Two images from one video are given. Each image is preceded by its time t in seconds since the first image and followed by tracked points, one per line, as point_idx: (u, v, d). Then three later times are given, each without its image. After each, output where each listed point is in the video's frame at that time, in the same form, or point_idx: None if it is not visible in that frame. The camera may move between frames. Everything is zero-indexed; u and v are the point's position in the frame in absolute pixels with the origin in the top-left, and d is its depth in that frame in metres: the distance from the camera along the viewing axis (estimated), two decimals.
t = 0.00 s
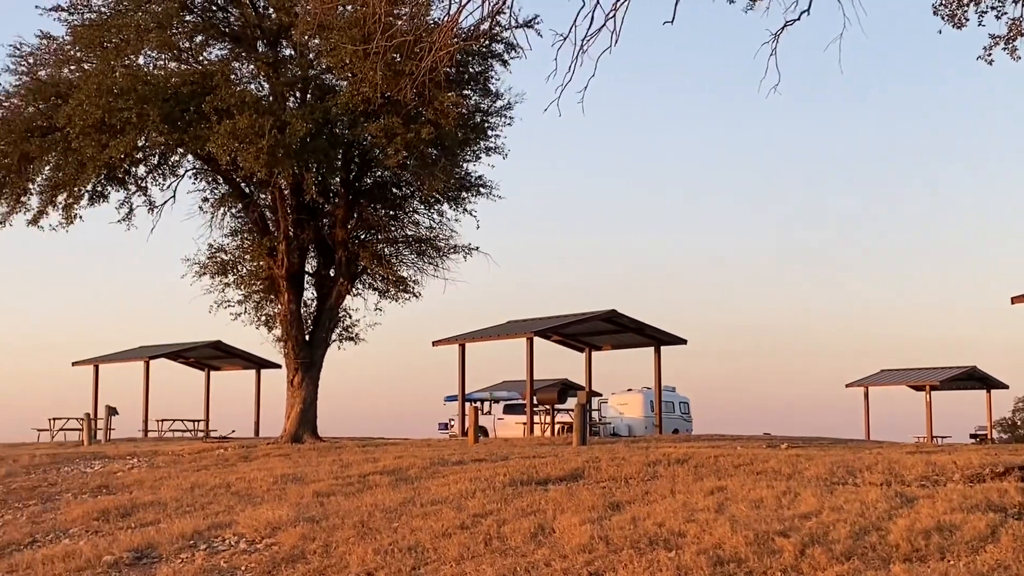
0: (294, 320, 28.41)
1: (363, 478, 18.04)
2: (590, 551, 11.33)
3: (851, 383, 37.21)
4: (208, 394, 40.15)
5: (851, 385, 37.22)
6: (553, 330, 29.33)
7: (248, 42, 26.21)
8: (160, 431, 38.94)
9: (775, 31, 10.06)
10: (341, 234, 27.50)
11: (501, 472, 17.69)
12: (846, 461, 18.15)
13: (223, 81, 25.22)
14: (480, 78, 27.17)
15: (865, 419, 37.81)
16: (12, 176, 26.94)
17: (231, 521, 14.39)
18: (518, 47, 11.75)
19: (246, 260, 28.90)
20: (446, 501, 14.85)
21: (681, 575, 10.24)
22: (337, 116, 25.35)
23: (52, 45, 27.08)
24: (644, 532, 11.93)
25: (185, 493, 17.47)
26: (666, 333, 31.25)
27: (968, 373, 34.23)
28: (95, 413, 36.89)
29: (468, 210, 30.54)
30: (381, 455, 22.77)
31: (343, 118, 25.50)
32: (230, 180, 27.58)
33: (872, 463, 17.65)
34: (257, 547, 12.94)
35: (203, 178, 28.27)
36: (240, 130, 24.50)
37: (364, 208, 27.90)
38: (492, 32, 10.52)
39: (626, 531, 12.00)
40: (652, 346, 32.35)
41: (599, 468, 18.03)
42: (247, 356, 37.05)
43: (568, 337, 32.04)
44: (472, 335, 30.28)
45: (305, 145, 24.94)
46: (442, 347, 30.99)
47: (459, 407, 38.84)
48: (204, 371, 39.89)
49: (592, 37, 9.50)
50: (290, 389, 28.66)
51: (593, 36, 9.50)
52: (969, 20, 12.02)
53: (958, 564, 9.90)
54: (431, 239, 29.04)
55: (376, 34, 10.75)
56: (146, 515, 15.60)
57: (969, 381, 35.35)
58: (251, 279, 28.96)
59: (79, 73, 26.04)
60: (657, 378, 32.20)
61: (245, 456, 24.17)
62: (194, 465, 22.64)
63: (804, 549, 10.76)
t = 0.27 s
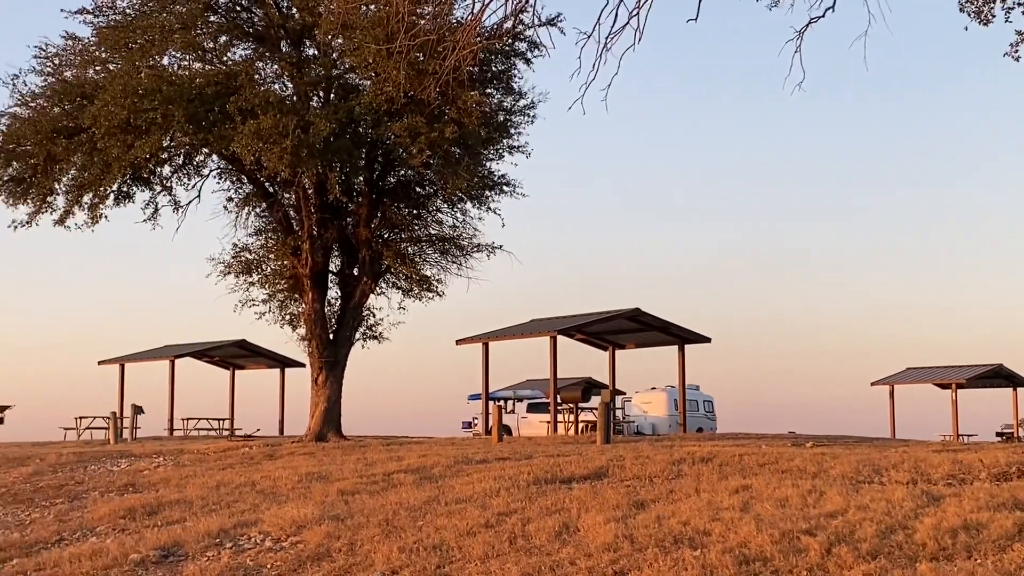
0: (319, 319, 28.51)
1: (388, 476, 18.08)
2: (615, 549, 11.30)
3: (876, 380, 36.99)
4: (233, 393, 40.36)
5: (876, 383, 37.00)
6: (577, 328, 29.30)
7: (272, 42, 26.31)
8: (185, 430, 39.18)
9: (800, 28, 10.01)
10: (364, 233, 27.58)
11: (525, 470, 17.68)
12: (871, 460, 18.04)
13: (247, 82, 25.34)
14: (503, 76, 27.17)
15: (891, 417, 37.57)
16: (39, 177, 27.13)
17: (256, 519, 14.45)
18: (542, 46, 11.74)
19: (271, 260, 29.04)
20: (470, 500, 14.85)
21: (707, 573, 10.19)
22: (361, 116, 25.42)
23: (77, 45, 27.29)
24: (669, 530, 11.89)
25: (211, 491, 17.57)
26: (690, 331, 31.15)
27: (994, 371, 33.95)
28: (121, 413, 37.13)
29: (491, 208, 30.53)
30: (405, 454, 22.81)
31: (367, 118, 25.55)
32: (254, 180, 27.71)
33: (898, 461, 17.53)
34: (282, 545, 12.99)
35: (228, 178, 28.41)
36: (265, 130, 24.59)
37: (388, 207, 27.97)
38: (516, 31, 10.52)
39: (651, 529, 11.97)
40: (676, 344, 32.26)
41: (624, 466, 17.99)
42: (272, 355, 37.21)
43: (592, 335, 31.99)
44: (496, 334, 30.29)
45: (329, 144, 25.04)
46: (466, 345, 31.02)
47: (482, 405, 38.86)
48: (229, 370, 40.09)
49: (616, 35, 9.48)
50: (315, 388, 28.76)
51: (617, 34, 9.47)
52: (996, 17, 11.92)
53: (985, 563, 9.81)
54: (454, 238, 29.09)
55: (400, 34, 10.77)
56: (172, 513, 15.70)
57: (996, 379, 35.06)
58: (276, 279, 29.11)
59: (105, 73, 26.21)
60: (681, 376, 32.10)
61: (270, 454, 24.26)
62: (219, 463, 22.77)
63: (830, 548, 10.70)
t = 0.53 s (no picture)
0: (340, 317, 28.56)
1: (409, 474, 18.10)
2: (637, 547, 11.27)
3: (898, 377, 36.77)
4: (255, 391, 40.52)
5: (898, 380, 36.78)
6: (598, 325, 29.23)
7: (293, 40, 26.36)
8: (208, 428, 39.36)
9: (823, 22, 9.95)
10: (385, 231, 27.61)
11: (547, 468, 17.67)
12: (894, 457, 17.92)
13: (268, 80, 25.44)
14: (524, 74, 27.13)
15: (913, 414, 37.34)
16: (62, 175, 27.27)
17: (279, 516, 14.49)
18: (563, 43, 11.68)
19: (292, 258, 29.14)
20: (492, 497, 14.85)
21: (729, 571, 10.14)
22: (382, 114, 25.44)
23: (100, 44, 27.45)
24: (691, 528, 11.85)
25: (233, 489, 17.64)
26: (712, 328, 31.02)
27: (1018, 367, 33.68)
28: (144, 411, 37.32)
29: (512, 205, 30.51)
30: (427, 451, 22.84)
31: (388, 116, 25.57)
32: (275, 178, 27.79)
33: (921, 458, 17.41)
34: (305, 543, 13.03)
35: (249, 176, 28.50)
36: (286, 128, 24.64)
37: (409, 205, 28.00)
38: (536, 29, 10.49)
39: (673, 526, 11.92)
40: (698, 341, 32.13)
41: (646, 463, 17.94)
42: (294, 353, 37.33)
43: (614, 333, 31.92)
44: (517, 331, 30.27)
45: (350, 142, 25.13)
46: (487, 343, 31.01)
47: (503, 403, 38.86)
48: (251, 368, 40.25)
49: (636, 31, 9.43)
50: (336, 385, 28.83)
51: (637, 30, 9.43)
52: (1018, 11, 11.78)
53: (1010, 560, 9.71)
54: (475, 235, 29.09)
55: (420, 31, 10.75)
56: (195, 510, 15.77)
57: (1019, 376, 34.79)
58: (297, 277, 29.23)
59: (127, 72, 26.36)
60: (703, 373, 32.00)
61: (292, 452, 24.35)
62: (241, 461, 22.87)
63: (853, 546, 10.63)
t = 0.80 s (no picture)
0: (361, 315, 28.61)
1: (430, 470, 18.13)
2: (659, 544, 11.23)
3: (921, 374, 36.54)
4: (277, 389, 40.68)
5: (921, 376, 36.55)
6: (618, 322, 29.18)
7: (313, 38, 26.41)
8: (229, 424, 39.54)
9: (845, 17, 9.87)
10: (406, 228, 27.64)
11: (568, 465, 17.65)
12: (916, 453, 17.81)
13: (288, 78, 25.52)
14: (544, 71, 27.10)
15: (936, 411, 37.11)
16: (84, 174, 27.42)
17: (300, 513, 14.54)
18: (584, 39, 11.62)
19: (313, 255, 29.24)
20: (513, 494, 14.85)
21: (751, 567, 10.10)
22: (402, 111, 25.47)
23: (121, 43, 27.61)
24: (713, 525, 11.80)
25: (255, 486, 17.72)
26: (733, 325, 30.91)
27: None
28: (166, 408, 37.53)
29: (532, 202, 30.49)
30: (447, 448, 22.86)
31: (408, 113, 25.59)
32: (296, 176, 27.88)
33: (944, 455, 17.29)
34: (326, 539, 13.07)
35: (270, 173, 28.60)
36: (306, 125, 24.69)
37: (429, 202, 28.03)
38: (556, 25, 10.45)
39: (694, 523, 11.89)
40: (719, 338, 32.03)
41: (667, 460, 17.89)
42: (314, 350, 37.44)
43: (634, 330, 31.87)
44: (538, 328, 30.25)
45: (370, 139, 25.21)
46: (508, 340, 31.01)
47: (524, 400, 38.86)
48: (273, 365, 40.41)
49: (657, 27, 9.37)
50: (357, 383, 28.88)
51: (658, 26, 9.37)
52: None
53: None
54: (495, 232, 29.09)
55: (440, 28, 10.74)
56: (217, 507, 15.85)
57: None
58: (318, 274, 29.31)
59: (147, 70, 26.52)
60: (724, 370, 31.90)
61: (313, 449, 24.42)
62: (263, 458, 22.96)
63: (875, 542, 10.56)
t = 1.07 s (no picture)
0: (380, 311, 28.67)
1: (450, 466, 18.16)
2: (679, 539, 11.21)
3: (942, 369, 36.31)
4: (297, 384, 40.82)
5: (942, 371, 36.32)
6: (638, 317, 29.13)
7: (332, 34, 26.44)
8: (250, 420, 39.71)
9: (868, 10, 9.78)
10: (425, 224, 27.67)
11: (588, 460, 17.64)
12: (938, 449, 17.69)
13: (308, 74, 25.58)
14: (563, 66, 27.07)
15: (958, 406, 36.87)
16: (104, 171, 27.56)
17: (321, 508, 14.60)
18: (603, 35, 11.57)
19: (333, 251, 29.32)
20: (533, 489, 14.86)
21: (772, 563, 10.06)
22: (420, 107, 25.49)
23: (141, 40, 27.74)
24: (733, 520, 11.77)
25: (276, 481, 17.80)
26: (753, 320, 30.80)
27: None
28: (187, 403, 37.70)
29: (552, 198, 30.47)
30: (467, 444, 22.89)
31: (427, 109, 25.62)
32: (315, 172, 27.96)
33: (966, 450, 17.17)
34: (347, 534, 13.11)
35: (290, 170, 28.69)
36: (325, 121, 24.74)
37: (448, 198, 28.06)
38: (575, 20, 10.41)
39: (715, 518, 11.86)
40: (739, 333, 31.91)
41: (687, 456, 17.84)
42: (334, 346, 37.53)
43: (654, 325, 31.80)
44: (557, 324, 30.24)
45: (389, 135, 25.23)
46: (527, 336, 31.01)
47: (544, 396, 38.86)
48: (293, 361, 40.55)
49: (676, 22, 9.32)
50: (377, 378, 28.94)
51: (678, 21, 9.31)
52: None
53: None
54: (515, 228, 29.10)
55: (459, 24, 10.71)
56: (238, 502, 15.93)
57: None
58: (338, 270, 29.39)
59: (167, 67, 26.64)
60: (744, 365, 31.78)
61: (334, 445, 24.49)
62: (284, 453, 23.05)
63: (897, 538, 10.51)
